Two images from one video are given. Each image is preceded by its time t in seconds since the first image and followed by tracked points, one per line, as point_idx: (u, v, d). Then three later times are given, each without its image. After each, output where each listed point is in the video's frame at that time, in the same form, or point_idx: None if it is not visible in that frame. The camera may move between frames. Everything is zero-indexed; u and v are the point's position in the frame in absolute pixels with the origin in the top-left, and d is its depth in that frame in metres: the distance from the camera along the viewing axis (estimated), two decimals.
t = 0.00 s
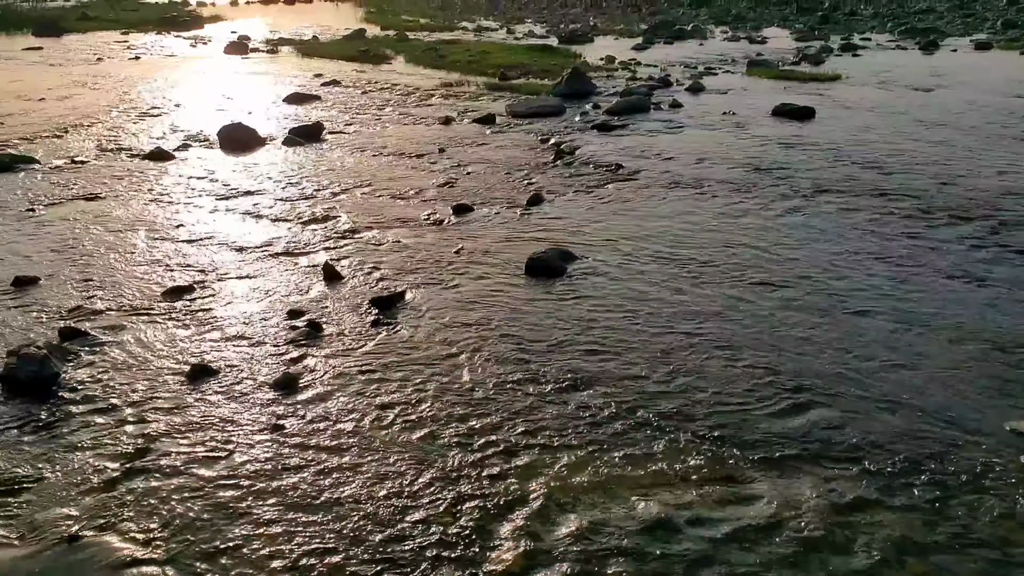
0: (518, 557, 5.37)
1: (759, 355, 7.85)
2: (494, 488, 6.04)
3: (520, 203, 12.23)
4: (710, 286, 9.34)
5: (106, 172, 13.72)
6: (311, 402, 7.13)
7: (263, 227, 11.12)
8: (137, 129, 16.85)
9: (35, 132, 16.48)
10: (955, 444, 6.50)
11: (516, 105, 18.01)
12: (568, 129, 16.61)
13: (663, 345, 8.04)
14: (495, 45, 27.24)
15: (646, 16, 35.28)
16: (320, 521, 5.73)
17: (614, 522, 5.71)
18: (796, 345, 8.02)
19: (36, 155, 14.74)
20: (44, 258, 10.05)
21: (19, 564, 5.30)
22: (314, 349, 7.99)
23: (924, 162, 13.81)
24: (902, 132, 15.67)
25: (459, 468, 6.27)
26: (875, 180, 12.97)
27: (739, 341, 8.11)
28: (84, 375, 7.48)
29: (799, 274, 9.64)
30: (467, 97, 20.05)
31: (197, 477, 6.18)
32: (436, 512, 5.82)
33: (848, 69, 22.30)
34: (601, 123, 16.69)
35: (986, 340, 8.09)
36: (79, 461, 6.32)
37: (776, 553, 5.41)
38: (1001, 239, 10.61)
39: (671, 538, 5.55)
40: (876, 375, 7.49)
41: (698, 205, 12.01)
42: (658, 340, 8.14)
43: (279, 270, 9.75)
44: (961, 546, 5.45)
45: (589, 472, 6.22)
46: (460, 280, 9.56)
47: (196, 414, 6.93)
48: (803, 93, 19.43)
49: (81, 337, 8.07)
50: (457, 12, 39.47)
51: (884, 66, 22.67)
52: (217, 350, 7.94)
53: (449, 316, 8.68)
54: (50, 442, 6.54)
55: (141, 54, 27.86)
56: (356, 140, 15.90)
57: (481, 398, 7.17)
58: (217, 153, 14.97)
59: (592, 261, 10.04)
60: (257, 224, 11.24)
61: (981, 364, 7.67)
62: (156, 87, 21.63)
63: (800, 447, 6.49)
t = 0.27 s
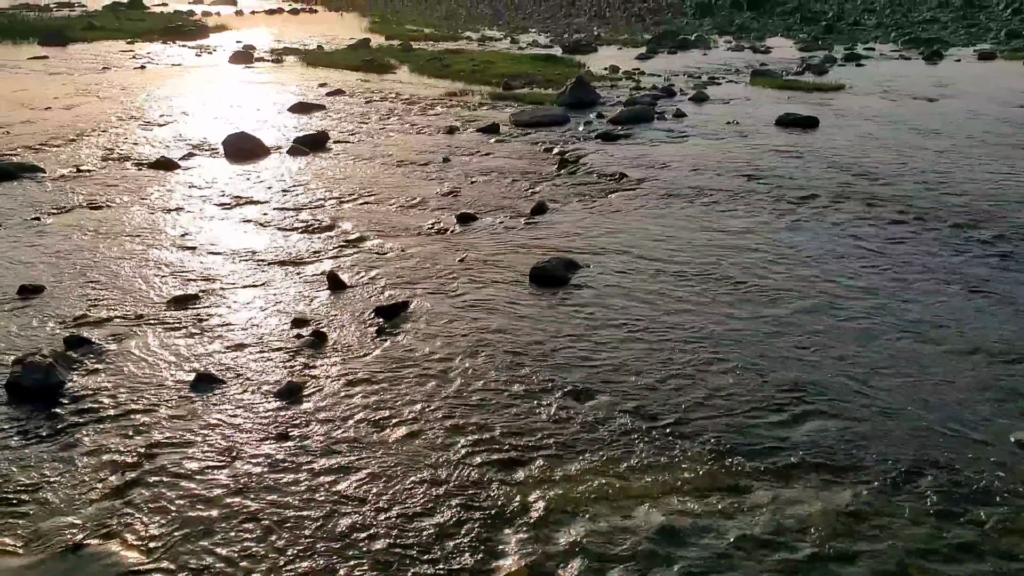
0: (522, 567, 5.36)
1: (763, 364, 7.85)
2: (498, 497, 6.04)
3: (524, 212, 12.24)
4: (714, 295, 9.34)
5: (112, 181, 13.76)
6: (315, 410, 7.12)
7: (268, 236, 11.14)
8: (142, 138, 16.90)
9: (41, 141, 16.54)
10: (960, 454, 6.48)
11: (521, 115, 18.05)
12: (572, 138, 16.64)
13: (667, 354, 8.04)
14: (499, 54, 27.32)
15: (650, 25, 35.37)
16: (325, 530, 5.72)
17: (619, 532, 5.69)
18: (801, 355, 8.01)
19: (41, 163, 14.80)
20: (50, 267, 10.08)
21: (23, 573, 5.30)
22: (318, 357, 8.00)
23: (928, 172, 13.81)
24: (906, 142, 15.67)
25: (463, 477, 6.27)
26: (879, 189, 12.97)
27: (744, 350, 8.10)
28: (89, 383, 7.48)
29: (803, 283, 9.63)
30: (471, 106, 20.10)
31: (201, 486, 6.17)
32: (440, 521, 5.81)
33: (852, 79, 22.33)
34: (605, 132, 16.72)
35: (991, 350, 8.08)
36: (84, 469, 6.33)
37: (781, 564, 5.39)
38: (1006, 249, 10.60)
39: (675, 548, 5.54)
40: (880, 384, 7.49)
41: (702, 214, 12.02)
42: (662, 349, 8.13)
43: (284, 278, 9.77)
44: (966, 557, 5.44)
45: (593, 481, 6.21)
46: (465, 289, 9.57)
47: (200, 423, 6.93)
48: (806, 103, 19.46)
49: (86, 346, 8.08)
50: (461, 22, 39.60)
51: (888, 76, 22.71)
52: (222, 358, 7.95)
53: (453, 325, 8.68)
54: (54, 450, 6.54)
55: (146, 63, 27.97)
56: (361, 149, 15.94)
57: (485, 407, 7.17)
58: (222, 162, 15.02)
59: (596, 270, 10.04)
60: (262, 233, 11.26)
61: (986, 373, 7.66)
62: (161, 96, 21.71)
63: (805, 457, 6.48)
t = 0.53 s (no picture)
0: None
1: (767, 374, 7.84)
2: (503, 508, 6.03)
3: (528, 222, 12.26)
4: (719, 305, 9.34)
5: (117, 191, 13.79)
6: (319, 420, 7.12)
7: (272, 245, 11.17)
8: (147, 147, 16.96)
9: (47, 151, 16.59)
10: (966, 466, 6.47)
11: (525, 125, 18.09)
12: (576, 148, 16.67)
13: (671, 365, 8.03)
14: (503, 65, 27.39)
15: (654, 36, 35.44)
16: (329, 540, 5.72)
17: (624, 543, 5.68)
18: (806, 365, 8.00)
19: (48, 173, 14.85)
20: (56, 276, 10.10)
21: None
22: (323, 367, 8.00)
23: (932, 183, 13.81)
24: (909, 153, 15.69)
25: (468, 487, 6.26)
26: (883, 200, 12.98)
27: (748, 361, 8.10)
28: (94, 392, 7.50)
29: (808, 294, 9.63)
30: (476, 116, 20.15)
31: (206, 496, 6.17)
32: (445, 531, 5.80)
33: (856, 90, 22.35)
34: (609, 142, 16.75)
35: (996, 361, 8.07)
36: (88, 478, 6.34)
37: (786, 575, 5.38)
38: (1011, 260, 10.60)
39: (680, 559, 5.53)
40: (884, 395, 7.48)
41: (707, 225, 12.03)
42: (667, 360, 8.13)
43: (289, 288, 9.78)
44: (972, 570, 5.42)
45: (598, 492, 6.20)
46: (469, 299, 9.58)
47: (205, 433, 6.94)
48: (810, 114, 19.49)
49: (92, 355, 8.10)
50: (466, 33, 39.71)
51: (892, 86, 22.72)
52: (226, 368, 7.96)
53: (458, 335, 8.68)
54: (60, 459, 6.55)
55: (152, 73, 28.08)
56: (365, 159, 15.98)
57: (490, 418, 7.17)
58: (227, 172, 15.05)
59: (600, 280, 10.05)
60: (266, 242, 11.28)
61: (991, 385, 7.65)
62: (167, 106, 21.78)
63: (810, 468, 6.47)
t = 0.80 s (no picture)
0: None
1: (772, 386, 7.84)
2: (508, 519, 6.03)
3: (532, 232, 12.28)
4: (723, 316, 9.35)
5: (123, 201, 13.84)
6: (324, 430, 7.13)
7: (277, 255, 11.19)
8: (153, 158, 17.01)
9: (53, 161, 16.65)
10: (972, 478, 6.45)
11: (529, 136, 18.14)
12: (580, 159, 16.70)
13: (675, 376, 8.04)
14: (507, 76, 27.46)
15: (658, 47, 35.53)
16: (334, 551, 5.72)
17: (628, 555, 5.68)
18: (810, 377, 8.00)
19: (54, 183, 14.90)
20: (62, 286, 10.13)
21: None
22: (328, 377, 8.01)
23: (936, 194, 13.82)
24: (913, 164, 15.70)
25: (472, 498, 6.26)
26: (888, 211, 12.99)
27: (753, 372, 8.10)
28: (100, 402, 7.51)
29: (812, 305, 9.63)
30: (480, 127, 20.19)
31: (211, 505, 6.18)
32: (450, 542, 5.80)
33: (860, 101, 22.38)
34: (613, 153, 16.78)
35: (1000, 372, 8.06)
36: (93, 488, 6.34)
37: None
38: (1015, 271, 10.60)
39: (686, 571, 5.52)
40: (889, 407, 7.47)
41: (711, 236, 12.03)
42: (671, 371, 8.13)
43: (294, 298, 9.80)
44: None
45: (603, 503, 6.20)
46: (474, 309, 9.60)
47: (211, 443, 6.94)
48: (813, 125, 19.52)
49: (97, 365, 8.12)
50: (470, 44, 39.85)
51: (896, 97, 22.75)
52: (232, 378, 7.97)
53: (462, 345, 8.69)
54: (66, 469, 6.56)
55: (157, 84, 28.19)
56: (370, 169, 16.02)
57: (494, 428, 7.17)
58: (232, 182, 15.10)
59: (605, 291, 10.06)
60: (272, 253, 11.31)
61: (996, 396, 7.64)
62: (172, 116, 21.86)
63: (815, 480, 6.46)
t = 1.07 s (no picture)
0: None
1: (778, 397, 7.82)
2: (513, 530, 6.01)
3: (538, 243, 12.29)
4: (728, 327, 9.34)
5: (130, 211, 13.88)
6: (330, 441, 7.12)
7: (283, 266, 11.21)
8: (159, 168, 17.06)
9: (59, 171, 16.70)
10: (979, 489, 6.43)
11: (534, 147, 18.18)
12: (585, 170, 16.72)
13: (681, 387, 8.02)
14: (512, 87, 27.53)
15: (663, 59, 35.60)
16: (339, 562, 5.70)
17: (635, 566, 5.66)
18: (817, 388, 7.99)
19: (60, 193, 14.95)
20: (68, 296, 10.15)
21: None
22: (334, 387, 8.02)
23: (941, 205, 13.81)
24: (918, 175, 15.70)
25: (478, 508, 6.25)
26: (893, 222, 12.99)
27: (759, 383, 8.09)
28: (106, 412, 7.51)
29: (818, 316, 9.62)
30: (485, 138, 20.22)
31: (217, 515, 6.17)
32: (455, 553, 5.79)
33: (865, 113, 22.38)
34: (618, 164, 16.80)
35: (1008, 384, 8.04)
36: (99, 497, 6.34)
37: None
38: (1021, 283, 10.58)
39: None
40: (896, 419, 7.44)
41: (716, 247, 12.03)
42: (678, 381, 8.12)
43: (300, 308, 9.81)
44: None
45: (608, 514, 6.18)
46: (480, 319, 9.59)
47: (217, 453, 6.94)
48: (818, 136, 19.53)
49: (103, 375, 8.13)
50: (475, 55, 39.96)
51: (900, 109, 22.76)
52: (238, 388, 7.97)
53: (468, 356, 8.69)
54: (72, 478, 6.56)
55: (163, 95, 28.29)
56: (375, 180, 16.05)
57: (500, 439, 7.16)
58: (238, 193, 15.13)
59: (610, 301, 10.06)
60: (277, 263, 11.32)
61: (1004, 408, 7.60)
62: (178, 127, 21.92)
63: (822, 491, 6.44)
